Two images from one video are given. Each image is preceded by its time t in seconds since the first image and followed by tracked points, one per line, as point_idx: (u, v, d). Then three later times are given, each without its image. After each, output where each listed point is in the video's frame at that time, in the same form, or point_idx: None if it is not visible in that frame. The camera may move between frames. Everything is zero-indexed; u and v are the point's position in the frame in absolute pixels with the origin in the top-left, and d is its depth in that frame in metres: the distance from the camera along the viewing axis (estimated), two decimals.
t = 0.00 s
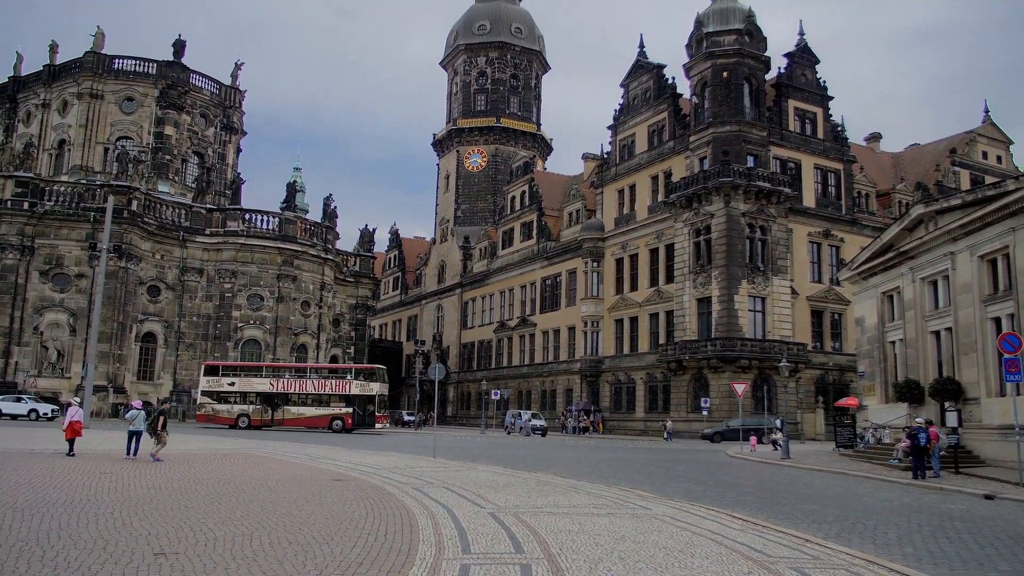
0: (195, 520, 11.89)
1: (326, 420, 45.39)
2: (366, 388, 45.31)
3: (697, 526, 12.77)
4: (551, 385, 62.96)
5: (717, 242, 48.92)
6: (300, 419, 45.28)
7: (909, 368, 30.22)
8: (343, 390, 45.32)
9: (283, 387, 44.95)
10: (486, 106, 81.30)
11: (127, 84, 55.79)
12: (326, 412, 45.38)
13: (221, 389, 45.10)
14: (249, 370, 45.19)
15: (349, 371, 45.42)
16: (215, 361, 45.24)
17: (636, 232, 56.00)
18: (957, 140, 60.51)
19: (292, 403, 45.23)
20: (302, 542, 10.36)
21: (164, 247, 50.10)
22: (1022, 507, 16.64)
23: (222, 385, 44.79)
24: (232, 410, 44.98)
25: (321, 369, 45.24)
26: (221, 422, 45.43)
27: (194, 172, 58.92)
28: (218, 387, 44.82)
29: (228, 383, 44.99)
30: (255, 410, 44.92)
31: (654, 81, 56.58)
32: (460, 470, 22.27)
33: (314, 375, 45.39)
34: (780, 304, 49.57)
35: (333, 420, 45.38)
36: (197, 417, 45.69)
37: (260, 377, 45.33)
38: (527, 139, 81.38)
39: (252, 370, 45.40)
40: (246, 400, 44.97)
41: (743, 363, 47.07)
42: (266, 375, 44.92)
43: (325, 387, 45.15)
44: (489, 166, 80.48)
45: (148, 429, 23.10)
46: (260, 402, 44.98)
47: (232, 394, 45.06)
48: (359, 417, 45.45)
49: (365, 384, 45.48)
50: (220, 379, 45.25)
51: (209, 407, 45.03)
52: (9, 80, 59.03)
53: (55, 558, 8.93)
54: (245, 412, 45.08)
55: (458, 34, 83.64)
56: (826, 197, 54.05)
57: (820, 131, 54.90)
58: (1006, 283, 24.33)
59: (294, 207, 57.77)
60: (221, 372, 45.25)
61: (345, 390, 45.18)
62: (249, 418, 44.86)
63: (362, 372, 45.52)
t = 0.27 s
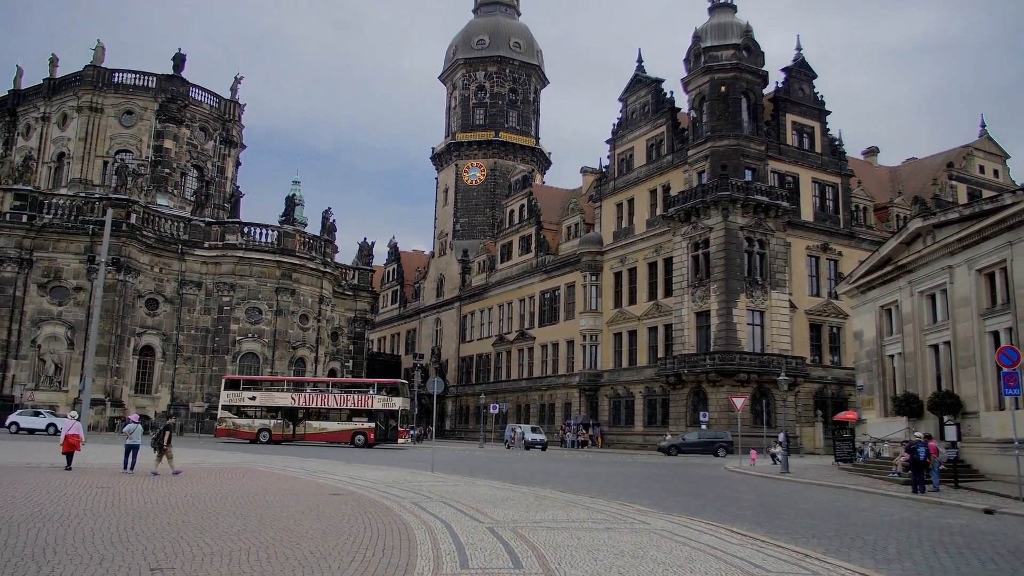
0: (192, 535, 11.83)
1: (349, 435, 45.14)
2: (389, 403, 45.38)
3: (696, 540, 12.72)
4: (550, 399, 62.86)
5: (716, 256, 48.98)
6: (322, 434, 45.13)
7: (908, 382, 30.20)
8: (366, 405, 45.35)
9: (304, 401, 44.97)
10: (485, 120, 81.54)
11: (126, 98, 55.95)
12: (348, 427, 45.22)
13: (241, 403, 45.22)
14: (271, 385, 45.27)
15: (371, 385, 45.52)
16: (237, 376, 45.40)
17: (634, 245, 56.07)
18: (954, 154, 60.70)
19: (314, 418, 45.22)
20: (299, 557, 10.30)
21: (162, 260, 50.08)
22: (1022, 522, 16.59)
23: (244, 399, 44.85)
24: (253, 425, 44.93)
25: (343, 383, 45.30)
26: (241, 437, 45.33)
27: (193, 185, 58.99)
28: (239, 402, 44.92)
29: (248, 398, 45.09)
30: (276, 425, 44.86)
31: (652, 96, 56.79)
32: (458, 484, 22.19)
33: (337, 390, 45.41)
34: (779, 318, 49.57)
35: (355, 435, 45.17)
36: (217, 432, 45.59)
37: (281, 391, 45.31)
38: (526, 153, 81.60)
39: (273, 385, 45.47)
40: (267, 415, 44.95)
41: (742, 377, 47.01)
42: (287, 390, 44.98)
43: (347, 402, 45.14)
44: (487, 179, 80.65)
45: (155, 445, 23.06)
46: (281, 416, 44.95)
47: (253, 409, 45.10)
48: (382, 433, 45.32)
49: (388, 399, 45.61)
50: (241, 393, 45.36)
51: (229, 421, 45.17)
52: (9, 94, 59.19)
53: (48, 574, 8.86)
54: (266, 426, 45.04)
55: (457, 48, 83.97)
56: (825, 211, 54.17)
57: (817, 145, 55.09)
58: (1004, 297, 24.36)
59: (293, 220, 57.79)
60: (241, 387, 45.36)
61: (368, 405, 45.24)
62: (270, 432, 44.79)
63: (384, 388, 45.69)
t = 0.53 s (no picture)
0: (188, 549, 11.77)
1: (371, 449, 45.27)
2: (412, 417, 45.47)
3: (695, 554, 12.66)
4: (548, 412, 62.73)
5: (714, 269, 49.03)
6: (343, 448, 45.20)
7: (906, 394, 30.18)
8: (389, 418, 45.44)
9: (326, 415, 45.03)
10: (483, 133, 81.77)
11: (125, 110, 56.06)
12: (371, 441, 45.33)
13: (262, 417, 45.38)
14: (292, 399, 45.42)
15: (394, 399, 45.67)
16: (257, 390, 45.58)
17: (633, 258, 56.13)
18: (951, 165, 60.89)
19: (336, 432, 45.21)
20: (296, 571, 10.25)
21: (161, 272, 50.06)
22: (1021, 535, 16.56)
23: (265, 414, 45.04)
24: (274, 438, 45.15)
25: (366, 397, 45.34)
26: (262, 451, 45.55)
27: (192, 197, 59.02)
28: (260, 416, 45.11)
29: (269, 412, 45.24)
30: (298, 439, 45.04)
31: (650, 108, 56.96)
32: (457, 497, 22.11)
33: (359, 403, 45.42)
34: (777, 330, 49.57)
35: (377, 449, 45.35)
36: (238, 446, 45.79)
37: (302, 405, 45.40)
38: (524, 166, 81.83)
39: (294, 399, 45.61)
40: (288, 429, 45.09)
41: (740, 389, 46.94)
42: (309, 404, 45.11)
43: (370, 416, 45.19)
44: (486, 192, 80.79)
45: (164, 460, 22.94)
46: (303, 430, 45.03)
47: (273, 422, 45.30)
48: (404, 446, 45.46)
49: (411, 412, 45.78)
50: (262, 407, 45.55)
51: (249, 435, 45.37)
52: (8, 106, 59.32)
53: None
54: (288, 440, 45.28)
55: (456, 61, 84.28)
56: (823, 224, 54.26)
57: (815, 157, 55.25)
58: (1002, 309, 24.38)
59: (291, 232, 57.80)
60: (262, 401, 45.54)
61: (390, 418, 45.29)
62: (292, 446, 45.14)
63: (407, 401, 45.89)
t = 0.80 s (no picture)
0: (185, 563, 11.73)
1: (395, 464, 44.83)
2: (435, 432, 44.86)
3: (694, 570, 12.62)
4: (548, 426, 62.55)
5: (714, 283, 49.06)
6: (367, 463, 44.82)
7: (907, 409, 30.14)
8: (413, 433, 44.91)
9: (349, 430, 44.74)
10: (483, 148, 82.03)
11: (126, 125, 56.24)
12: (395, 456, 44.89)
13: (284, 432, 45.00)
14: (315, 414, 45.05)
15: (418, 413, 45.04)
16: (279, 405, 45.26)
17: (632, 272, 56.19)
18: (950, 180, 61.08)
19: (359, 447, 44.78)
20: None
21: (161, 286, 50.07)
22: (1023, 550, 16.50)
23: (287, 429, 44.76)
24: (297, 453, 44.83)
25: (389, 412, 44.90)
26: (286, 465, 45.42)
27: (192, 211, 59.10)
28: (282, 431, 44.81)
29: (292, 427, 44.90)
30: (321, 454, 44.64)
31: (650, 123, 57.17)
32: (456, 513, 22.01)
33: (383, 418, 45.02)
34: (777, 344, 49.53)
35: (401, 464, 44.91)
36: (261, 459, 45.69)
37: (325, 420, 45.08)
38: (524, 180, 82.05)
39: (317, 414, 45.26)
40: (311, 443, 44.78)
41: (740, 404, 46.84)
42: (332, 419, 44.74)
43: (394, 431, 44.77)
44: (485, 206, 80.94)
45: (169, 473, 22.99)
46: (326, 445, 44.69)
47: (296, 437, 44.93)
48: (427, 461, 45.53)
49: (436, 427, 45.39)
50: (285, 422, 45.17)
51: (272, 449, 45.17)
52: (10, 120, 59.52)
53: None
54: (310, 455, 44.82)
55: (455, 76, 84.68)
56: (822, 238, 54.34)
57: (814, 172, 55.41)
58: (1002, 323, 24.39)
59: (291, 246, 57.84)
60: (285, 415, 45.24)
61: (414, 434, 44.75)
62: (315, 462, 44.60)
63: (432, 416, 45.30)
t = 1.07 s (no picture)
0: None
1: (420, 479, 44.60)
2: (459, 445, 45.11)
3: None
4: (548, 440, 62.39)
5: (714, 297, 49.07)
6: (392, 477, 44.80)
7: (908, 423, 30.08)
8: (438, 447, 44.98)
9: (373, 444, 44.61)
10: (483, 161, 82.23)
11: (127, 138, 56.40)
12: (419, 471, 44.71)
13: (308, 446, 44.83)
14: (340, 428, 44.95)
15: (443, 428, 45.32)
16: (302, 419, 44.96)
17: (632, 285, 56.21)
18: (949, 194, 61.17)
19: (383, 461, 44.80)
20: None
21: (161, 299, 50.05)
22: None
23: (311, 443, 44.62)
24: (321, 468, 44.63)
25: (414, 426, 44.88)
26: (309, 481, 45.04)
27: (192, 224, 59.16)
28: (305, 445, 44.56)
29: (315, 441, 44.69)
30: (344, 468, 44.55)
31: (650, 137, 57.34)
32: (455, 527, 21.92)
33: (407, 433, 44.99)
34: (777, 358, 49.46)
35: (426, 478, 44.58)
36: (284, 475, 45.27)
37: (348, 434, 44.96)
38: (524, 194, 82.22)
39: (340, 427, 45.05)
40: (335, 458, 44.59)
41: (741, 418, 46.74)
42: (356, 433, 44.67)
43: (418, 445, 44.72)
44: (486, 220, 81.05)
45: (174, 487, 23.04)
46: (349, 459, 44.59)
47: (319, 452, 44.77)
48: (452, 476, 45.44)
49: (460, 441, 45.59)
50: (308, 436, 44.98)
51: (295, 464, 44.78)
52: (12, 133, 59.69)
53: None
54: (334, 470, 44.70)
55: (456, 90, 85.00)
56: (821, 252, 54.38)
57: (813, 186, 55.52)
58: (1002, 337, 24.38)
59: (291, 259, 57.86)
60: (308, 429, 44.96)
61: (440, 448, 44.85)
62: (339, 476, 44.52)
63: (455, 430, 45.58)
